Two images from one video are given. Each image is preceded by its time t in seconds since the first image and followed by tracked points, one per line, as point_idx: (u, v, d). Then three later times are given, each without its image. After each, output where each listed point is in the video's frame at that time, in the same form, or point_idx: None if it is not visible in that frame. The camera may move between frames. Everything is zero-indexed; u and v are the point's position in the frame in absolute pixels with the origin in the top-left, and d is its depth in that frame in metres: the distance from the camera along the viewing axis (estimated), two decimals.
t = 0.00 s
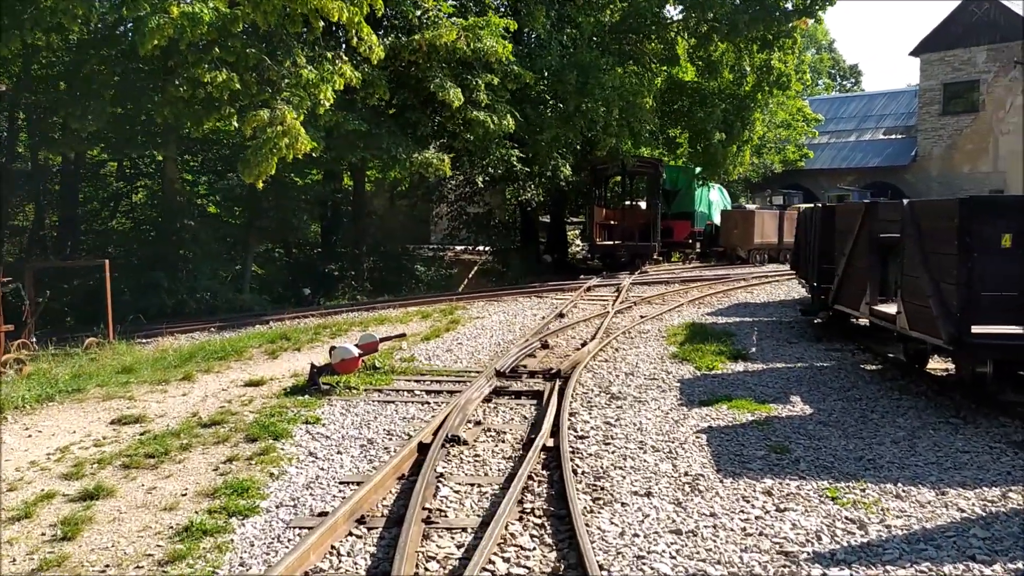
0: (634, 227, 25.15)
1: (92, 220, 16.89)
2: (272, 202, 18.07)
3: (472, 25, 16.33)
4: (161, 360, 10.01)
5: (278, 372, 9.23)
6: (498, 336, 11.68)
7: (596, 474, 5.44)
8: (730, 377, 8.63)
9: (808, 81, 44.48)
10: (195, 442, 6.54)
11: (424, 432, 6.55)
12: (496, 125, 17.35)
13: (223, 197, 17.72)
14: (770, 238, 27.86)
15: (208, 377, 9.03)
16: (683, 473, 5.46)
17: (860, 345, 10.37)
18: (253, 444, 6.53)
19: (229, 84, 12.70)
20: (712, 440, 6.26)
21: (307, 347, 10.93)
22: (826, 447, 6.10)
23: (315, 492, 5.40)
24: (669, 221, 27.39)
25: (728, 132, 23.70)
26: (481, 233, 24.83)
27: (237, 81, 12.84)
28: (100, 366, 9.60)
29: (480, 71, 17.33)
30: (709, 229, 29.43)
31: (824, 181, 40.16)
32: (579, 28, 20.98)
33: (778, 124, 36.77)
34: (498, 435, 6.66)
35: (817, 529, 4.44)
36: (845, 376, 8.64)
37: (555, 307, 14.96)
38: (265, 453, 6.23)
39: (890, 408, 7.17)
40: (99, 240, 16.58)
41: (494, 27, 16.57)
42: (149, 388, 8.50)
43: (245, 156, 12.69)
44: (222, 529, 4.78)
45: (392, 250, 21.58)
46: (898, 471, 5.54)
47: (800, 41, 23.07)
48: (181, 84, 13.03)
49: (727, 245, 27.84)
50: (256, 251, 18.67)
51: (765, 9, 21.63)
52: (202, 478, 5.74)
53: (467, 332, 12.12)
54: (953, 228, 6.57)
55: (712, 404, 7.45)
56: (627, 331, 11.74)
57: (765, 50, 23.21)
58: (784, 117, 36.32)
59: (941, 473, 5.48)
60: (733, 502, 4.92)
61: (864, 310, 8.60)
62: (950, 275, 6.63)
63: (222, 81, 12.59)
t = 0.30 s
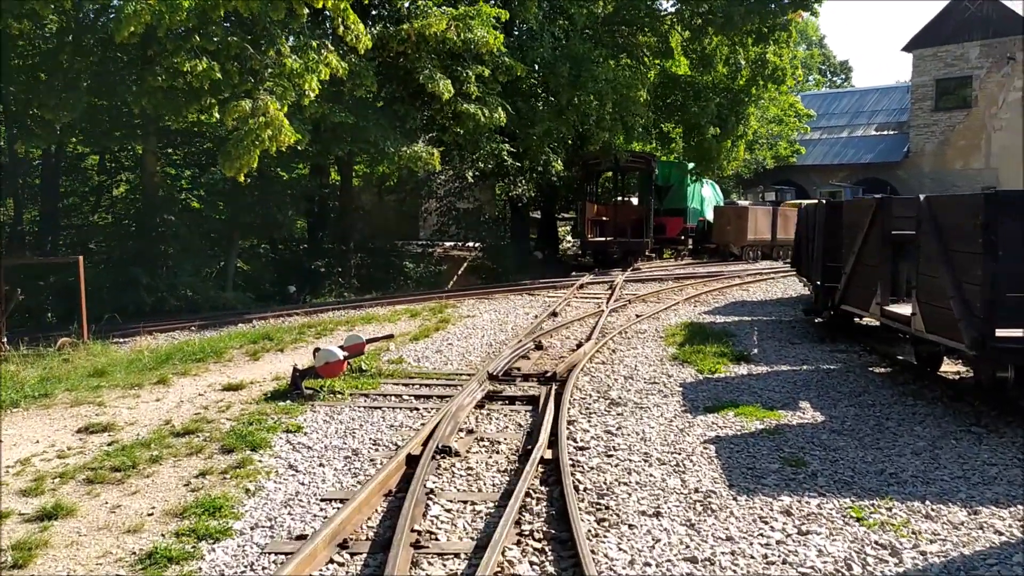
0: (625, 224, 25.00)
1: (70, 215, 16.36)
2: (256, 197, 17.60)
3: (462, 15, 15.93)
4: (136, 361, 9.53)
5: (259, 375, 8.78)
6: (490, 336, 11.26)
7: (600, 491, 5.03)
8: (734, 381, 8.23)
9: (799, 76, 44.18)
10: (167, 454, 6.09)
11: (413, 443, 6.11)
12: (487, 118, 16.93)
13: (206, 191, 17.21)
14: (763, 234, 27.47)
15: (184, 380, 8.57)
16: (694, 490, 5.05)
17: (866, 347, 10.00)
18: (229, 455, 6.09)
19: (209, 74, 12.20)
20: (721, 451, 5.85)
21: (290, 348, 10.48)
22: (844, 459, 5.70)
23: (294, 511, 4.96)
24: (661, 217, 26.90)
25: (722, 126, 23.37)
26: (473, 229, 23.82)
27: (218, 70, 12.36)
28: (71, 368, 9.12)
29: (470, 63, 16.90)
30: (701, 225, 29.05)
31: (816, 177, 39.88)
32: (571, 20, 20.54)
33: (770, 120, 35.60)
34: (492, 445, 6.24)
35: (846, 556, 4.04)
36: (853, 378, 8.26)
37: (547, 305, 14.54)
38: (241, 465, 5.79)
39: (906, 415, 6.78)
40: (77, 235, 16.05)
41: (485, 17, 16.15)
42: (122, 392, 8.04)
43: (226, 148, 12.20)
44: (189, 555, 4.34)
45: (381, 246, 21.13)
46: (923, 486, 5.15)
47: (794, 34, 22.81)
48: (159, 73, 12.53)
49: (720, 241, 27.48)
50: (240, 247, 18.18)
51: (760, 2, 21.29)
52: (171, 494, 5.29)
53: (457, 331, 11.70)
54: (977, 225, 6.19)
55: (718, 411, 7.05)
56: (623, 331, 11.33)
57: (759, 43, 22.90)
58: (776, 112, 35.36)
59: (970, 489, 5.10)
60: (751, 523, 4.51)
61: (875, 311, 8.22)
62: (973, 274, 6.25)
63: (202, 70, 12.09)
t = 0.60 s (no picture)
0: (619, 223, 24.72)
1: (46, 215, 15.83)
2: (240, 196, 17.12)
3: (452, 9, 15.49)
4: (109, 368, 9.06)
5: (239, 384, 8.32)
6: (481, 341, 10.82)
7: (604, 518, 4.61)
8: (738, 391, 7.82)
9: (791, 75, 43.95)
10: (134, 475, 5.64)
11: (400, 461, 5.66)
12: (478, 116, 16.52)
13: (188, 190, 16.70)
14: (756, 234, 27.14)
15: (159, 390, 8.10)
16: (707, 516, 4.63)
17: (872, 353, 9.62)
18: (201, 475, 5.64)
19: (189, 68, 11.74)
20: (732, 470, 5.44)
21: (273, 355, 10.03)
22: (864, 479, 5.30)
23: (268, 540, 4.53)
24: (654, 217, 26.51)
25: (717, 125, 22.90)
26: (463, 229, 23.31)
27: (198, 65, 11.88)
28: (39, 376, 8.63)
29: (461, 59, 16.50)
30: (694, 225, 28.65)
31: (807, 177, 39.63)
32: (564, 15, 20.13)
33: (763, 119, 35.17)
34: (485, 463, 5.80)
35: None
36: (863, 387, 7.86)
37: (540, 308, 14.13)
38: (213, 488, 5.34)
39: (924, 429, 6.39)
40: (53, 236, 15.53)
41: (476, 12, 15.74)
42: (91, 404, 7.57)
43: (206, 145, 11.73)
44: None
45: (369, 246, 20.68)
46: (953, 511, 4.75)
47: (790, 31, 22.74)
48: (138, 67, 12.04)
49: (713, 241, 27.11)
50: (224, 247, 17.69)
51: None
52: (134, 523, 4.85)
53: (448, 336, 11.27)
54: (1003, 226, 5.82)
55: (725, 424, 6.63)
56: (619, 335, 10.92)
57: (754, 40, 22.71)
58: (768, 112, 34.64)
59: (1003, 514, 4.71)
60: (770, 558, 4.11)
61: (887, 316, 7.83)
62: (998, 279, 5.88)
63: (182, 64, 11.60)
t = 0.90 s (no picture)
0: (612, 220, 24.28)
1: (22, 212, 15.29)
2: (224, 193, 16.60)
3: None
4: (80, 373, 8.56)
5: (218, 391, 7.84)
6: (474, 343, 10.35)
7: (615, 546, 4.15)
8: (748, 397, 7.38)
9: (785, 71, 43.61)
10: (95, 495, 5.16)
11: (388, 480, 5.19)
12: (470, 110, 16.01)
13: (170, 186, 16.17)
14: (752, 232, 26.73)
15: (131, 399, 7.60)
16: (728, 544, 4.19)
17: (884, 356, 9.19)
18: (170, 495, 5.16)
19: (168, 58, 11.21)
20: (751, 489, 4.99)
21: (255, 359, 9.54)
22: (895, 498, 4.86)
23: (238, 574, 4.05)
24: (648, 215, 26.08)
25: (713, 120, 22.46)
26: (454, 227, 22.76)
27: (178, 54, 11.35)
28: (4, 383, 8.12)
29: (452, 51, 16.01)
30: (688, 223, 28.22)
31: (802, 173, 39.28)
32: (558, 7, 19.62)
33: (757, 115, 34.82)
34: (481, 481, 5.34)
35: None
36: (880, 394, 7.42)
37: (535, 308, 13.67)
38: (181, 511, 4.86)
39: (951, 441, 5.96)
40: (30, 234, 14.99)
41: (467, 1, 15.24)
42: (58, 413, 7.08)
43: (186, 138, 11.22)
44: None
45: (359, 244, 20.17)
46: (999, 538, 4.32)
47: (788, 23, 22.04)
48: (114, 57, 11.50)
49: (708, 239, 26.65)
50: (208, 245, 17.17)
51: None
52: (92, 552, 4.37)
53: (439, 338, 10.80)
54: None
55: (737, 435, 6.18)
56: (618, 337, 10.48)
57: (751, 33, 22.15)
58: (763, 108, 34.33)
59: None
60: None
61: (905, 318, 7.41)
62: None
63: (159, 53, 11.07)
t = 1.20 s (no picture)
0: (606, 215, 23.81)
1: None
2: (207, 187, 16.08)
3: None
4: (47, 378, 8.05)
5: (193, 398, 7.35)
6: (466, 345, 9.87)
7: None
8: (757, 406, 6.93)
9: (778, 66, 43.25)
10: (48, 520, 4.67)
11: (371, 503, 4.71)
12: (461, 102, 15.52)
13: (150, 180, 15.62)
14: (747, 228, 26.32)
15: (99, 407, 7.11)
16: None
17: (895, 359, 8.77)
18: (131, 521, 4.68)
19: (145, 45, 10.70)
20: (772, 514, 4.54)
21: (235, 362, 9.04)
22: (930, 524, 4.43)
23: None
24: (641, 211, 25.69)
25: (709, 114, 22.11)
26: (445, 223, 22.31)
27: (155, 42, 10.85)
28: None
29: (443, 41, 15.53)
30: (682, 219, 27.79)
31: (795, 170, 38.94)
32: None
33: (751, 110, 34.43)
34: (474, 503, 4.87)
35: None
36: (897, 402, 6.99)
37: (528, 307, 13.20)
38: (141, 540, 4.39)
39: (981, 456, 5.53)
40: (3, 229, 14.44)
41: None
42: (18, 423, 6.58)
43: (164, 130, 10.71)
44: None
45: (346, 240, 19.65)
46: None
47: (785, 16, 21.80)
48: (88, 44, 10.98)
49: (702, 235, 26.22)
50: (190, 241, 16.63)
51: None
52: None
53: (428, 339, 10.32)
54: None
55: (750, 449, 5.73)
56: (616, 339, 10.02)
57: (748, 26, 21.82)
58: (756, 104, 33.96)
59: None
60: None
61: (923, 321, 6.98)
62: None
63: (136, 40, 10.55)
